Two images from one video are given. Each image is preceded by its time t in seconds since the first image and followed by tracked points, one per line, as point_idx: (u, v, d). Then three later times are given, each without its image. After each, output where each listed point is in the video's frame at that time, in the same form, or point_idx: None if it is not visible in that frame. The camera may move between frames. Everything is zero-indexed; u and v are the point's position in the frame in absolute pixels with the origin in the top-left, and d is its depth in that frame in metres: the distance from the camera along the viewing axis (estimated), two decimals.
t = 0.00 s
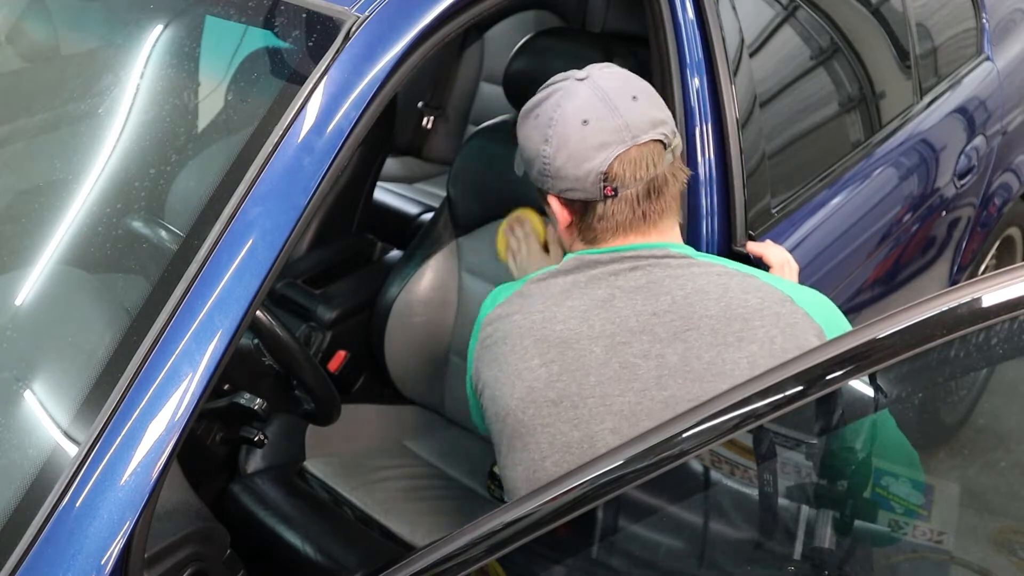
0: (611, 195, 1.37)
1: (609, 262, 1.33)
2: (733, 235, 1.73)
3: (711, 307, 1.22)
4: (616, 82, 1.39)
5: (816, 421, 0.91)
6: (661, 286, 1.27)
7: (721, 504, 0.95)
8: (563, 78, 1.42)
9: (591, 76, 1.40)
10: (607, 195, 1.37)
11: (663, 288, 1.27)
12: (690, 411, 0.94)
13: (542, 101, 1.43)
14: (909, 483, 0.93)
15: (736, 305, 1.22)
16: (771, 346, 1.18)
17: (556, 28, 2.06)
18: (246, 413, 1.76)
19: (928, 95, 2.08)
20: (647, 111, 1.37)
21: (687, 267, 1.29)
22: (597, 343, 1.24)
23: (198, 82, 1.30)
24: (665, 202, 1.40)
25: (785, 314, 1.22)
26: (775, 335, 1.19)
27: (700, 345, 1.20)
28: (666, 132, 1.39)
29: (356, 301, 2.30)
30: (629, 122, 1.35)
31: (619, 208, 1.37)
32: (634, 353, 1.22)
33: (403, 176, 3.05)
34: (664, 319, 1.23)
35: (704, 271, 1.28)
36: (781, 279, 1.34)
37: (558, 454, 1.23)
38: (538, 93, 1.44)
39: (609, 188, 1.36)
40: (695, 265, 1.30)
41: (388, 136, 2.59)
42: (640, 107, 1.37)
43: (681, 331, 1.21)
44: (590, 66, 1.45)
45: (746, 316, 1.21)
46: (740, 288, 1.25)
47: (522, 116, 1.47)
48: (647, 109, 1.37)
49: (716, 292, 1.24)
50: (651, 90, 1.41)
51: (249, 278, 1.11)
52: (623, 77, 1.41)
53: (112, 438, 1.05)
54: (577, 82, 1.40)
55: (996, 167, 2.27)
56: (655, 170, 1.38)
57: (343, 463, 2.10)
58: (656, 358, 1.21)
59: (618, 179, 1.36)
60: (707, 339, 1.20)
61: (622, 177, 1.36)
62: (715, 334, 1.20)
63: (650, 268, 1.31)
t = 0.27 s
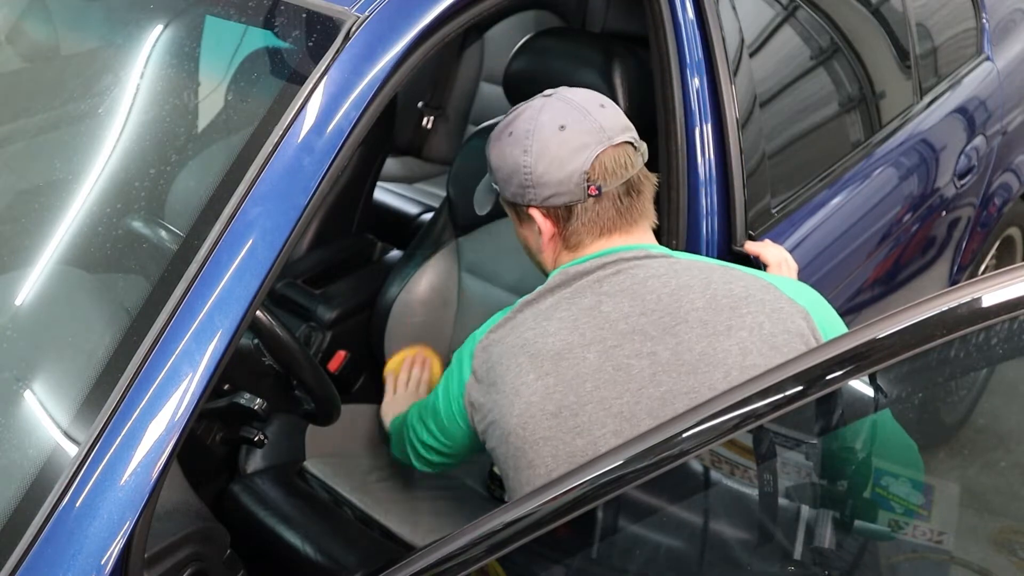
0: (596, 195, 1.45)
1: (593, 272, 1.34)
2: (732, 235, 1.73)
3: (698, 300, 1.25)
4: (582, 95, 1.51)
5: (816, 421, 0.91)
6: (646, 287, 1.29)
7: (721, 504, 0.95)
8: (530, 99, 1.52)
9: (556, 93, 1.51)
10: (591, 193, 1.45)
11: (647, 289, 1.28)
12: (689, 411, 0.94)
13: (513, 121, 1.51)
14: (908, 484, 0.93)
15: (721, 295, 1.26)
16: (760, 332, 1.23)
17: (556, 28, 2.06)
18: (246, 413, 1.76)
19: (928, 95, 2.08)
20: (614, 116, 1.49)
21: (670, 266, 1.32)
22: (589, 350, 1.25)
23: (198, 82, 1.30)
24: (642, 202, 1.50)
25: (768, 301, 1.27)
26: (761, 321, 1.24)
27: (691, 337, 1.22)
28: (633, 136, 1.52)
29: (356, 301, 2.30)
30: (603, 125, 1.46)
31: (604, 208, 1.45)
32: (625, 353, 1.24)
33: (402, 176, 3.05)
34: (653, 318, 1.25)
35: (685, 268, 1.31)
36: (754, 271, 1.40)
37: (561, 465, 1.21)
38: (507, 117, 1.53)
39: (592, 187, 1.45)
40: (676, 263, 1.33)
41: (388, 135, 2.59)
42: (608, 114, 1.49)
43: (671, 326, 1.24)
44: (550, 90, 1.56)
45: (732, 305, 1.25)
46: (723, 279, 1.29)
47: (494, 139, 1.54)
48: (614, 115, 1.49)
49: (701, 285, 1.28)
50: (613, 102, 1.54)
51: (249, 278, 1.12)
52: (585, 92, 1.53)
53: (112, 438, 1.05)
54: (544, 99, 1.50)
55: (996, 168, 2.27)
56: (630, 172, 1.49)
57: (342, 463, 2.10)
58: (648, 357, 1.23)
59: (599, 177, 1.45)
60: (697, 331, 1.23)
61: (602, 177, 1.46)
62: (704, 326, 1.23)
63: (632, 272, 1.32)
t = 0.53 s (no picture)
0: (586, 197, 1.44)
1: (592, 273, 1.34)
2: (732, 235, 1.73)
3: (699, 301, 1.25)
4: (577, 97, 1.50)
5: (816, 421, 0.91)
6: (647, 287, 1.29)
7: (721, 504, 0.95)
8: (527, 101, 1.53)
9: (552, 95, 1.51)
10: (581, 196, 1.44)
11: (649, 289, 1.29)
12: (689, 411, 0.94)
13: (509, 124, 1.52)
14: (908, 483, 0.93)
15: (722, 295, 1.27)
16: (762, 332, 1.23)
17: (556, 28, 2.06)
18: (246, 413, 1.76)
19: (928, 95, 2.08)
20: (608, 118, 1.48)
21: (670, 266, 1.33)
22: (581, 351, 1.24)
23: (198, 82, 1.30)
24: (637, 203, 1.49)
25: (768, 301, 1.27)
26: (762, 321, 1.24)
27: (693, 338, 1.22)
28: (631, 137, 1.50)
29: (356, 301, 2.30)
30: (594, 127, 1.45)
31: (597, 210, 1.45)
32: (627, 353, 1.23)
33: (403, 176, 3.05)
34: (654, 318, 1.25)
35: (686, 268, 1.32)
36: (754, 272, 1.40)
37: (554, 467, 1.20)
38: (506, 119, 1.54)
39: (583, 190, 1.44)
40: (676, 263, 1.33)
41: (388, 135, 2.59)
42: (602, 115, 1.48)
43: (672, 326, 1.24)
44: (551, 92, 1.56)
45: (734, 305, 1.25)
46: (724, 280, 1.29)
47: (493, 142, 1.55)
48: (608, 116, 1.48)
49: (701, 285, 1.28)
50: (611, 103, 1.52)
51: (249, 278, 1.12)
52: (583, 93, 1.52)
53: (112, 438, 1.05)
54: (541, 101, 1.51)
55: (996, 168, 2.27)
56: (623, 174, 1.48)
57: (342, 463, 2.10)
58: (649, 357, 1.22)
59: (589, 180, 1.44)
60: (698, 331, 1.23)
61: (593, 179, 1.45)
62: (706, 326, 1.23)
63: (634, 271, 1.33)
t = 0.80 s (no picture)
0: (572, 195, 1.44)
1: (591, 280, 1.35)
2: (733, 235, 1.73)
3: (705, 312, 1.24)
4: (557, 93, 1.50)
5: (816, 421, 0.91)
6: (651, 297, 1.28)
7: (721, 504, 0.95)
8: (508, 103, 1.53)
9: (533, 94, 1.51)
10: (567, 194, 1.44)
11: (653, 299, 1.27)
12: (689, 411, 0.94)
13: (491, 128, 1.52)
14: (909, 484, 0.93)
15: (729, 307, 1.25)
16: (768, 346, 1.21)
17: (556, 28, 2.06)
18: (246, 413, 1.76)
19: (928, 95, 2.08)
20: (591, 112, 1.47)
21: (674, 274, 1.31)
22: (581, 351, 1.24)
23: (198, 82, 1.30)
24: (627, 197, 1.47)
25: (776, 313, 1.25)
26: (770, 335, 1.23)
27: (698, 351, 1.21)
28: (616, 130, 1.48)
29: (356, 301, 2.30)
30: (575, 121, 1.45)
31: (584, 209, 1.44)
32: (633, 369, 1.22)
33: (403, 176, 3.05)
34: (659, 330, 1.24)
35: (691, 277, 1.30)
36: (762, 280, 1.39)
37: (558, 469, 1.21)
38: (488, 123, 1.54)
39: (568, 188, 1.44)
40: (681, 271, 1.32)
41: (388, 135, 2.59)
42: (583, 109, 1.47)
43: (677, 339, 1.22)
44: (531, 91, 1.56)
45: (741, 318, 1.24)
46: (730, 291, 1.28)
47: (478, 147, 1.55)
48: (590, 110, 1.48)
49: (707, 296, 1.26)
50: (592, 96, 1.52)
51: (249, 278, 1.12)
52: (562, 88, 1.52)
53: (112, 438, 1.05)
54: (521, 101, 1.51)
55: (996, 168, 2.27)
56: (611, 168, 1.46)
57: (342, 463, 2.10)
58: (656, 372, 1.21)
59: (574, 177, 1.44)
60: (704, 345, 1.21)
61: (577, 177, 1.44)
62: (711, 339, 1.22)
63: (637, 277, 1.32)
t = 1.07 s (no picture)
0: (575, 192, 1.45)
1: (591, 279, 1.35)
2: (732, 235, 1.73)
3: (688, 299, 1.26)
4: (564, 94, 1.51)
5: (816, 421, 0.91)
6: (637, 287, 1.30)
7: (721, 504, 0.95)
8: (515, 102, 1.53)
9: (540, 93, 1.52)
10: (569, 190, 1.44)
11: (638, 288, 1.29)
12: (689, 411, 0.94)
13: (497, 125, 1.52)
14: (909, 483, 0.93)
15: (712, 294, 1.28)
16: (750, 330, 1.23)
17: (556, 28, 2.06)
18: (246, 413, 1.76)
19: (928, 95, 2.08)
20: (596, 114, 1.48)
21: (660, 265, 1.34)
22: (581, 351, 1.24)
23: (198, 82, 1.30)
24: (626, 198, 1.49)
25: (758, 300, 1.28)
26: (752, 320, 1.25)
27: (682, 336, 1.22)
28: (619, 133, 1.50)
29: (356, 301, 2.30)
30: (580, 122, 1.46)
31: (585, 206, 1.45)
32: (636, 364, 1.22)
33: (403, 176, 3.05)
34: (644, 317, 1.25)
35: (676, 268, 1.33)
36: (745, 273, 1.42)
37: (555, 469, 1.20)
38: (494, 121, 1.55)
39: (571, 184, 1.44)
40: (665, 263, 1.35)
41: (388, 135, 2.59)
42: (588, 111, 1.48)
43: (660, 326, 1.24)
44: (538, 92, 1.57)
45: (723, 304, 1.26)
46: (714, 279, 1.31)
47: (483, 143, 1.55)
48: (595, 112, 1.49)
49: (691, 284, 1.29)
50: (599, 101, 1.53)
51: (249, 278, 1.12)
52: (569, 90, 1.53)
53: (112, 438, 1.05)
54: (528, 100, 1.51)
55: (996, 168, 2.27)
56: (612, 169, 1.48)
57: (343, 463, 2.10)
58: (640, 357, 1.22)
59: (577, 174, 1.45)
60: (687, 330, 1.23)
61: (580, 174, 1.45)
62: (694, 325, 1.24)
63: (625, 271, 1.34)
